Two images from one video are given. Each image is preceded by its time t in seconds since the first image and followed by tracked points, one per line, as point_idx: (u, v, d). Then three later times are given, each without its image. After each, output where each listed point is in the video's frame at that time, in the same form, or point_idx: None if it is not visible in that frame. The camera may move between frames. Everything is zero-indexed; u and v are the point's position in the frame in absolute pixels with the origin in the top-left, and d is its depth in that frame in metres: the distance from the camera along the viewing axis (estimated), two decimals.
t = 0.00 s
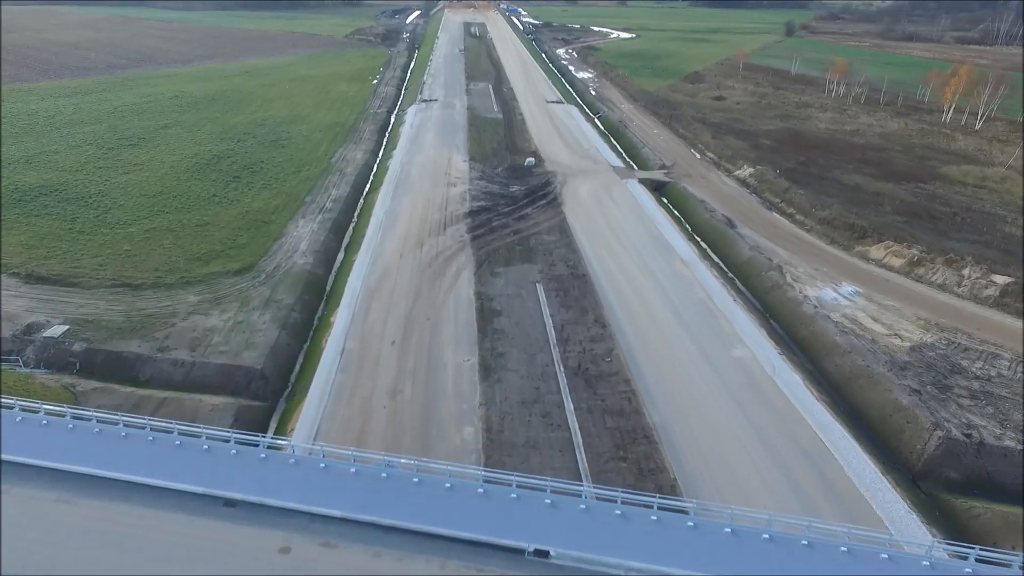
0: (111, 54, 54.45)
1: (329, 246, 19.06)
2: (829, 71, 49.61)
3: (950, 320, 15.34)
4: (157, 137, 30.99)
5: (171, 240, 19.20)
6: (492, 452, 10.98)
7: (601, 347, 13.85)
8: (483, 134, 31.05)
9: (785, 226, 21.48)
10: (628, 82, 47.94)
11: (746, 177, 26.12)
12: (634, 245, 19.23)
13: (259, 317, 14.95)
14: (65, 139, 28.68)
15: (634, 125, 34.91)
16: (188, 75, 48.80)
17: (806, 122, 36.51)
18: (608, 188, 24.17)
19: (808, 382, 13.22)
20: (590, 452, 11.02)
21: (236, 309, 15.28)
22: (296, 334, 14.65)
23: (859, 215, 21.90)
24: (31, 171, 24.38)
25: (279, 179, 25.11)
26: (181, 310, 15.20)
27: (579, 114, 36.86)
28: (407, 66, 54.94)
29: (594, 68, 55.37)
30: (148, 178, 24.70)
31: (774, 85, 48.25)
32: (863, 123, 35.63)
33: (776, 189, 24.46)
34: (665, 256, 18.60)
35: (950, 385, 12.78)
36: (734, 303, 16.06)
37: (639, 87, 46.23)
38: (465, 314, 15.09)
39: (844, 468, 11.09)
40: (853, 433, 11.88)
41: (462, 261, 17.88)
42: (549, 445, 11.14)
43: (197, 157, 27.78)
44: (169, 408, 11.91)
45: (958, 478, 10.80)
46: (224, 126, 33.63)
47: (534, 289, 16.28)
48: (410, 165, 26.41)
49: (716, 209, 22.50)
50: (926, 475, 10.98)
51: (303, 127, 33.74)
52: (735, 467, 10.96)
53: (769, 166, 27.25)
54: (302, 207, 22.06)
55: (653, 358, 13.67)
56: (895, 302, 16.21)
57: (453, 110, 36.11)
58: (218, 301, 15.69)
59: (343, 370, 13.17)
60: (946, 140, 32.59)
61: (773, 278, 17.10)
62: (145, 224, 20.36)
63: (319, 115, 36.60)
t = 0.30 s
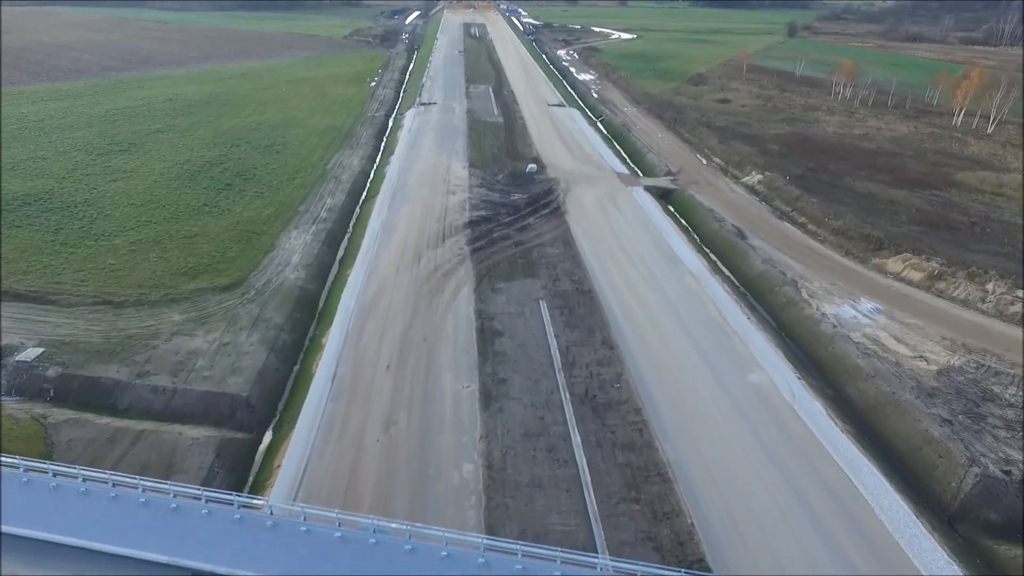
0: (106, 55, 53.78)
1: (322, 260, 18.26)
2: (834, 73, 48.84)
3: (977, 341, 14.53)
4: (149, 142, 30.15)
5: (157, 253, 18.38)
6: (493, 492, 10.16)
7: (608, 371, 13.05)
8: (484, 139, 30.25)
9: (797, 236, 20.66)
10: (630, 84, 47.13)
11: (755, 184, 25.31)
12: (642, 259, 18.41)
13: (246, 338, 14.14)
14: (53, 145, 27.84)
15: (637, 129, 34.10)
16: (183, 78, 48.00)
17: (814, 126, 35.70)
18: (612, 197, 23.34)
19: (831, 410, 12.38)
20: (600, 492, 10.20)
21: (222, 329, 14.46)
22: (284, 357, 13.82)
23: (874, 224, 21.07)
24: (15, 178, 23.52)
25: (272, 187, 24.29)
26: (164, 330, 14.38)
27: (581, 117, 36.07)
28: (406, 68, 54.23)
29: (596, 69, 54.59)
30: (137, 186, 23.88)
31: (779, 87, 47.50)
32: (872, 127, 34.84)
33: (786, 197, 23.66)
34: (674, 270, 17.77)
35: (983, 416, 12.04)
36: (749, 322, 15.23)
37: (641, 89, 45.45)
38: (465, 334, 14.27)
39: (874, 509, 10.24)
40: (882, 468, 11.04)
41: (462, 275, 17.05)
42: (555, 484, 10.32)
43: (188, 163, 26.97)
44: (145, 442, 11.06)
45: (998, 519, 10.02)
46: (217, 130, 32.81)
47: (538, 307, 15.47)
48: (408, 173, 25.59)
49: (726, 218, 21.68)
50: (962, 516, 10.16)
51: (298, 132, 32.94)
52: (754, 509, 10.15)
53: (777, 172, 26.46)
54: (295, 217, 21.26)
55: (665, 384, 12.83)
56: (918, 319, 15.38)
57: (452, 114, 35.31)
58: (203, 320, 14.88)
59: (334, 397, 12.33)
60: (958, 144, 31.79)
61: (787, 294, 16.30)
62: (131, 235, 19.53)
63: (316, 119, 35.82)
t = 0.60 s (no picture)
0: (97, 57, 52.80)
1: (312, 277, 17.35)
2: (840, 75, 47.89)
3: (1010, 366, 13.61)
4: (136, 148, 29.17)
5: (138, 269, 17.42)
6: (493, 548, 9.28)
7: (617, 403, 12.13)
8: (483, 145, 29.29)
9: (811, 248, 19.76)
10: (632, 86, 46.17)
11: (764, 193, 24.37)
12: (650, 274, 17.50)
13: (228, 366, 13.21)
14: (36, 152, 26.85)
15: (641, 134, 33.15)
16: (176, 80, 47.01)
17: (821, 131, 34.74)
18: (617, 206, 22.42)
19: (860, 446, 11.46)
20: (610, 547, 9.32)
21: (203, 355, 13.52)
22: (269, 387, 12.90)
23: (891, 236, 20.16)
24: None
25: (262, 196, 23.35)
26: (140, 356, 13.43)
27: (583, 121, 35.16)
28: (404, 70, 53.34)
29: (596, 71, 53.70)
30: (121, 196, 22.92)
31: (784, 89, 46.61)
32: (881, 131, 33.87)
33: (797, 206, 22.76)
34: (684, 286, 16.85)
35: None
36: (766, 345, 14.30)
37: (643, 91, 44.55)
38: (463, 361, 13.35)
39: (912, 565, 9.36)
40: (918, 515, 10.15)
41: (460, 294, 16.13)
42: (561, 537, 9.44)
43: (176, 171, 26.01)
44: (113, 488, 10.10)
45: None
46: (208, 135, 31.89)
47: (540, 329, 14.55)
48: (404, 181, 24.65)
49: (736, 229, 20.75)
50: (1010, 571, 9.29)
51: (291, 137, 31.99)
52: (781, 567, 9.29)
53: (787, 179, 25.55)
54: (285, 229, 20.33)
55: (678, 418, 11.94)
56: (946, 342, 14.45)
57: (450, 118, 34.37)
58: (183, 345, 13.93)
59: (322, 432, 11.40)
60: (972, 148, 30.88)
61: (805, 313, 15.40)
62: (111, 249, 18.56)
63: (310, 123, 34.90)
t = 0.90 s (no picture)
0: (90, 58, 52.00)
1: (302, 294, 16.53)
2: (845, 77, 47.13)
3: None
4: (125, 154, 28.32)
5: (119, 285, 16.57)
6: None
7: (626, 437, 11.32)
8: (482, 150, 28.49)
9: (824, 260, 18.96)
10: (634, 89, 45.39)
11: (772, 201, 23.59)
12: (657, 290, 16.74)
13: (209, 393, 12.35)
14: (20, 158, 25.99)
15: (644, 138, 32.36)
16: (170, 83, 46.18)
17: (828, 135, 33.98)
18: (620, 217, 21.63)
19: (887, 484, 10.67)
20: None
21: (182, 382, 12.66)
22: (252, 417, 12.08)
23: (907, 247, 19.34)
24: None
25: (252, 205, 22.54)
26: (116, 383, 12.56)
27: (584, 125, 34.37)
28: (402, 72, 52.59)
29: (597, 73, 52.93)
30: (105, 205, 22.07)
31: (788, 91, 45.84)
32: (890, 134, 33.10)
33: (808, 215, 21.94)
34: (693, 303, 16.06)
35: None
36: (782, 369, 13.50)
37: (645, 94, 43.77)
38: (459, 387, 12.51)
39: None
40: (955, 564, 9.40)
41: (457, 312, 15.30)
42: None
43: (164, 178, 25.18)
44: (78, 537, 9.27)
45: None
46: (199, 141, 31.07)
47: (542, 350, 13.73)
48: (399, 189, 23.84)
49: (745, 240, 19.93)
50: None
51: (284, 142, 31.17)
52: None
53: (796, 187, 24.75)
54: (275, 241, 19.51)
55: (691, 452, 11.13)
56: (973, 365, 13.64)
57: (448, 122, 33.58)
58: (162, 371, 13.05)
59: (309, 470, 10.59)
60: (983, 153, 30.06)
61: (822, 333, 14.58)
62: (92, 262, 17.70)
63: (305, 127, 34.10)
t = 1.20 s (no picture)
0: (82, 60, 51.07)
1: (289, 314, 15.56)
2: (851, 79, 46.10)
3: None
4: (110, 161, 27.35)
5: (94, 305, 15.59)
6: None
7: (636, 481, 10.39)
8: (480, 157, 27.52)
9: (841, 275, 18.01)
10: (636, 91, 44.41)
11: (783, 211, 22.65)
12: (666, 309, 15.74)
13: (184, 429, 11.40)
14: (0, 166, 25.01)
15: (647, 143, 31.41)
16: (162, 86, 45.23)
17: (837, 139, 33.00)
18: (625, 228, 20.68)
19: (924, 535, 9.76)
20: None
21: (155, 416, 11.70)
22: (230, 456, 11.13)
23: (927, 261, 18.37)
24: None
25: (240, 216, 21.59)
26: (82, 418, 11.58)
27: (585, 129, 33.44)
28: (399, 73, 51.66)
29: (598, 75, 52.01)
30: (86, 215, 21.09)
31: (793, 93, 44.90)
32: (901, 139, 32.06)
33: (821, 226, 21.01)
34: (704, 323, 15.08)
35: None
36: (803, 399, 12.54)
37: (648, 97, 42.84)
38: (455, 422, 11.55)
39: None
40: None
41: (453, 334, 14.34)
42: None
43: (149, 187, 24.21)
44: None
45: None
46: (189, 146, 30.12)
47: (544, 379, 12.78)
48: (394, 198, 22.87)
49: (756, 254, 18.98)
50: None
51: (277, 148, 30.20)
52: None
53: (806, 195, 23.81)
54: (263, 256, 18.56)
55: (709, 500, 10.20)
56: (1007, 395, 12.70)
57: (446, 127, 32.62)
58: (133, 404, 12.06)
59: (289, 521, 9.68)
60: (998, 157, 29.07)
61: (843, 358, 13.63)
62: (67, 279, 16.72)
63: (299, 132, 33.16)
